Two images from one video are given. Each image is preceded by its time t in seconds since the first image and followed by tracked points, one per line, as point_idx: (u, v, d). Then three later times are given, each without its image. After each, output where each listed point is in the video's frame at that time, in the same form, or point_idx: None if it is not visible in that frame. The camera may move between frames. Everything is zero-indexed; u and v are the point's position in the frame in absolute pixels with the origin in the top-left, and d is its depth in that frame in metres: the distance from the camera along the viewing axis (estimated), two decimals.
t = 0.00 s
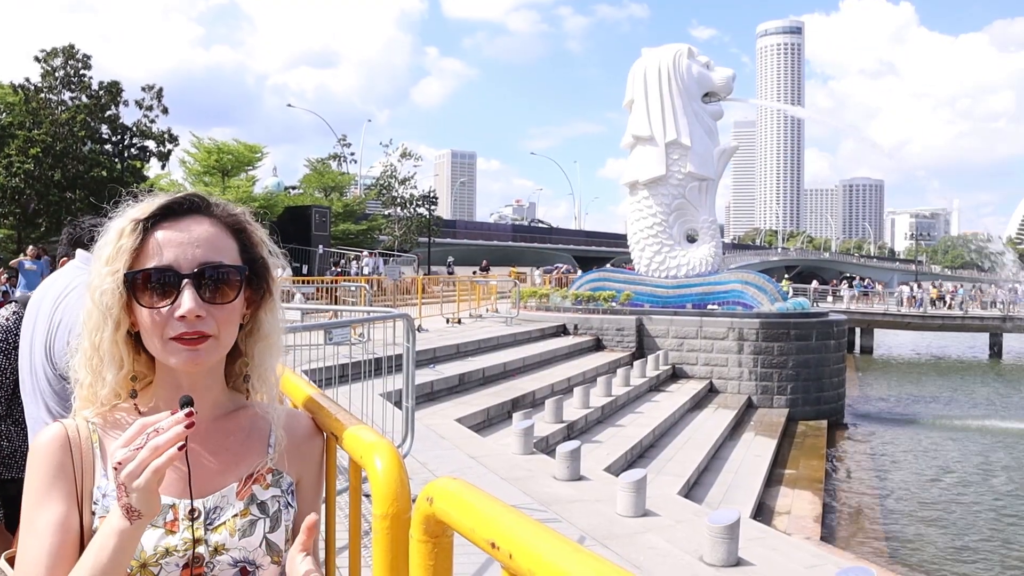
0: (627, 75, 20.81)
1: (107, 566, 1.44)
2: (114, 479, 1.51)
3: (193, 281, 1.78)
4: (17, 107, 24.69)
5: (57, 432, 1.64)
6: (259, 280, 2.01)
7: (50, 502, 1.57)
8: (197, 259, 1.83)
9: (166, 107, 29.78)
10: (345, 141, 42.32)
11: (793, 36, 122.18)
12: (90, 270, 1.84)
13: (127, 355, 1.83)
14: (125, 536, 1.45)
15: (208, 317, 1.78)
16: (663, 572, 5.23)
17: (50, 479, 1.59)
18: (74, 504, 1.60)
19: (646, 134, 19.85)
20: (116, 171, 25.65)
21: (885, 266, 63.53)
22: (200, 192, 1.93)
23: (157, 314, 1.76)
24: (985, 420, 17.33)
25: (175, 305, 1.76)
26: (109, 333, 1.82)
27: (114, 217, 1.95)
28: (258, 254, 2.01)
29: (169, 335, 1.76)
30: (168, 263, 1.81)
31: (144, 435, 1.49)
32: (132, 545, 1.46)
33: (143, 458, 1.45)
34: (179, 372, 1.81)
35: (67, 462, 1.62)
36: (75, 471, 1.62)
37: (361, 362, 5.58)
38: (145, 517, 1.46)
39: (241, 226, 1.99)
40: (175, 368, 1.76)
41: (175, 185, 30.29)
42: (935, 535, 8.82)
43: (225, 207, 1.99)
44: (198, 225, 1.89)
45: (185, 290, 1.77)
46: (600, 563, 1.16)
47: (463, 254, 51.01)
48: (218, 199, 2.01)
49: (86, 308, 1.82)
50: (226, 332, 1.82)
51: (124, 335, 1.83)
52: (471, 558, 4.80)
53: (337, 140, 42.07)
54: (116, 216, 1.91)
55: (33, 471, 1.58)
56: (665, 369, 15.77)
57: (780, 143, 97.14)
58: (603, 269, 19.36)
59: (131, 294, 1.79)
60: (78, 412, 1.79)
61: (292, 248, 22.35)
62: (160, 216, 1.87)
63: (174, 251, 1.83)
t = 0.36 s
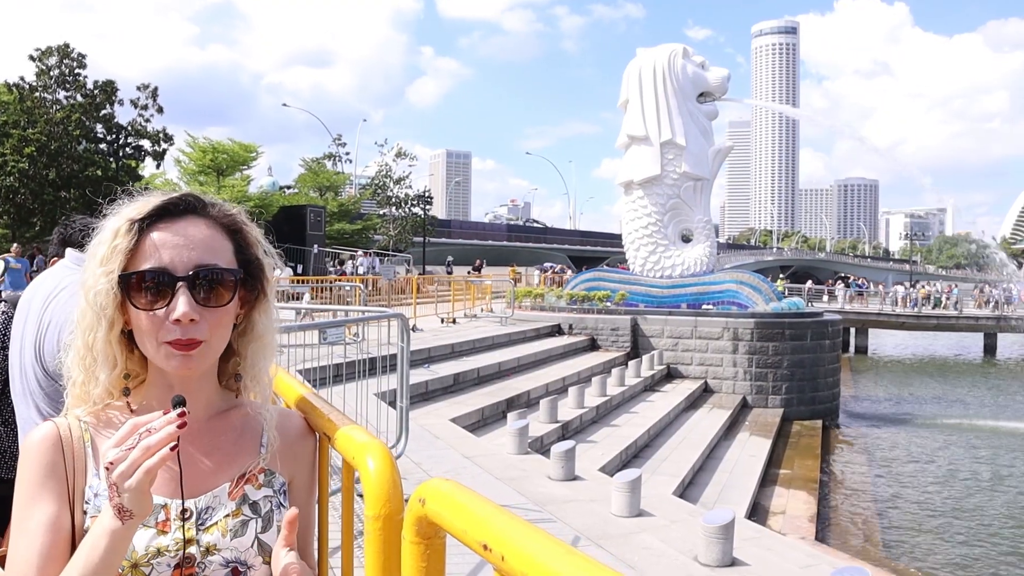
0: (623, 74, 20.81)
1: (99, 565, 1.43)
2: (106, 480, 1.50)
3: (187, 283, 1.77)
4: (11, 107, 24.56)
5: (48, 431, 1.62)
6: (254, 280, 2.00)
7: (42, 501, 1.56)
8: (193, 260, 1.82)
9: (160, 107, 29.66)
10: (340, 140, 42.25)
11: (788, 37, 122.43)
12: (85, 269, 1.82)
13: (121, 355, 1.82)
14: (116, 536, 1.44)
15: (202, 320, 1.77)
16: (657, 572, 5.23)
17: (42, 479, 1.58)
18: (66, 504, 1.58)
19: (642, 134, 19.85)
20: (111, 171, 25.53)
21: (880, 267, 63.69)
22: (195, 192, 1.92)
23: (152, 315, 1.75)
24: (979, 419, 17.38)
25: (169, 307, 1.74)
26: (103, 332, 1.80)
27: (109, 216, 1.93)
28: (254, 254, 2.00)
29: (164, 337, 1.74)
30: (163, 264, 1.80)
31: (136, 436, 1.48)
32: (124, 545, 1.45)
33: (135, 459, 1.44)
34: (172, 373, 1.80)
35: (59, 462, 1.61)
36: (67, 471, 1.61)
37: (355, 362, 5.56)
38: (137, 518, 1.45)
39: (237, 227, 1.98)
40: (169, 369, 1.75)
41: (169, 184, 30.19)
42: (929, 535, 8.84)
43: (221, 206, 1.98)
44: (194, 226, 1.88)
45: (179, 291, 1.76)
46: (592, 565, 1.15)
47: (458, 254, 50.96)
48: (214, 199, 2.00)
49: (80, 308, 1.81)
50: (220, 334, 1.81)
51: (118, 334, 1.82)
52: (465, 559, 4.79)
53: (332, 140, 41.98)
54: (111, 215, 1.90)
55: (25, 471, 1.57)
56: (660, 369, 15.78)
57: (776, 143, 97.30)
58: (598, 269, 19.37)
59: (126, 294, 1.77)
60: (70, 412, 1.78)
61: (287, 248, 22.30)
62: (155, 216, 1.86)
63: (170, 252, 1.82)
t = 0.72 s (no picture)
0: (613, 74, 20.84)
1: (82, 567, 1.42)
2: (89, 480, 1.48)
3: (175, 282, 1.76)
4: None
5: (33, 432, 1.61)
6: (241, 280, 1.98)
7: (26, 503, 1.54)
8: (180, 259, 1.81)
9: (150, 105, 29.47)
10: (331, 140, 42.14)
11: (778, 38, 122.98)
12: (70, 268, 1.80)
13: (107, 355, 1.80)
14: (101, 537, 1.43)
15: (189, 319, 1.75)
16: (648, 572, 5.23)
17: (26, 479, 1.56)
18: (50, 504, 1.57)
19: (632, 134, 19.89)
20: (99, 169, 25.34)
21: (869, 267, 64.05)
22: (183, 191, 1.90)
23: (139, 313, 1.74)
24: (966, 418, 17.51)
25: (157, 306, 1.73)
26: (89, 331, 1.79)
27: (95, 214, 1.91)
28: (242, 254, 1.99)
29: (150, 337, 1.73)
30: (150, 263, 1.79)
31: (121, 436, 1.46)
32: (108, 546, 1.44)
33: (119, 458, 1.42)
34: (158, 373, 1.79)
35: (44, 464, 1.59)
36: (51, 472, 1.60)
37: (345, 362, 5.54)
38: (120, 519, 1.44)
39: (224, 226, 1.97)
40: (156, 369, 1.74)
41: (158, 183, 30.00)
42: (918, 534, 8.88)
43: (208, 206, 1.96)
44: (182, 225, 1.87)
45: (166, 290, 1.74)
46: (578, 563, 1.16)
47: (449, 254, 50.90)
48: (202, 198, 1.98)
49: (65, 307, 1.79)
50: (207, 333, 1.80)
51: (105, 334, 1.80)
52: (456, 560, 4.77)
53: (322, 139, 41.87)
54: (97, 214, 1.88)
55: (8, 471, 1.55)
56: (650, 368, 15.80)
57: (766, 144, 97.68)
58: (589, 268, 19.39)
59: (112, 293, 1.76)
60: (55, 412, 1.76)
61: (277, 247, 22.21)
62: (142, 214, 1.85)
63: (158, 252, 1.81)
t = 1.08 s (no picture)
0: (609, 74, 20.85)
1: (72, 567, 1.40)
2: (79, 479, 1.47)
3: (167, 281, 1.74)
4: None
5: (24, 432, 1.60)
6: (235, 280, 1.97)
7: (17, 503, 1.53)
8: (173, 258, 1.79)
9: (144, 103, 29.37)
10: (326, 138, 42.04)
11: (774, 37, 123.09)
12: (63, 266, 1.78)
13: (100, 354, 1.78)
14: (91, 536, 1.42)
15: (183, 317, 1.74)
16: (642, 571, 5.23)
17: (17, 477, 1.54)
18: (41, 506, 1.55)
19: (627, 133, 19.90)
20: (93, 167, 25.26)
21: (863, 266, 64.28)
22: (177, 191, 1.89)
23: (131, 313, 1.72)
24: (960, 418, 17.55)
25: (149, 305, 1.72)
26: (82, 330, 1.77)
27: (88, 213, 1.90)
28: (235, 254, 1.97)
29: (143, 335, 1.72)
30: (143, 262, 1.77)
31: (110, 434, 1.45)
32: (98, 545, 1.42)
33: (108, 459, 1.41)
34: (151, 373, 1.77)
35: (35, 464, 1.57)
36: (42, 472, 1.58)
37: (340, 361, 5.53)
38: (111, 517, 1.42)
39: (218, 226, 1.95)
40: (149, 368, 1.73)
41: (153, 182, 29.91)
42: (911, 534, 8.93)
43: (202, 205, 1.95)
44: (176, 224, 1.85)
45: (159, 288, 1.73)
46: (570, 564, 1.15)
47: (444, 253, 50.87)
48: (196, 198, 1.97)
49: (58, 306, 1.77)
50: (201, 333, 1.78)
51: (97, 333, 1.78)
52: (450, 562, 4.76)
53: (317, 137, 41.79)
54: (89, 214, 1.86)
55: None
56: (645, 368, 15.83)
57: (761, 143, 97.83)
58: (584, 268, 19.41)
59: (105, 291, 1.74)
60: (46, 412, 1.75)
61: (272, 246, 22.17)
62: (136, 213, 1.83)
63: (151, 250, 1.79)
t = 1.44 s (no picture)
0: (606, 74, 20.86)
1: (66, 567, 1.40)
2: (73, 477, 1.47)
3: (160, 266, 1.74)
4: None
5: (16, 427, 1.59)
6: (227, 274, 1.97)
7: (8, 498, 1.53)
8: (166, 243, 1.79)
9: (140, 102, 29.29)
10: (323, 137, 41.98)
11: (771, 38, 123.20)
12: (57, 260, 1.79)
13: (93, 348, 1.78)
14: (84, 533, 1.41)
15: (176, 300, 1.74)
16: (638, 570, 5.24)
17: (9, 473, 1.54)
18: (33, 502, 1.55)
19: (624, 133, 19.91)
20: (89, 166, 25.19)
21: (858, 267, 64.41)
22: (169, 186, 1.90)
23: (124, 302, 1.72)
24: (955, 418, 17.60)
25: (143, 289, 1.72)
26: (75, 322, 1.76)
27: (81, 210, 1.90)
28: (228, 249, 1.98)
29: (137, 325, 1.72)
30: (136, 248, 1.78)
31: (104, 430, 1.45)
32: (92, 544, 1.42)
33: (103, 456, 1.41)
34: (145, 365, 1.77)
35: (28, 461, 1.57)
36: (34, 468, 1.58)
37: (336, 361, 5.53)
38: (105, 516, 1.42)
39: (210, 221, 1.96)
40: (143, 360, 1.72)
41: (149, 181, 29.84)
42: (906, 534, 8.95)
43: (194, 201, 1.96)
44: (169, 215, 1.86)
45: (151, 275, 1.73)
46: (563, 565, 1.15)
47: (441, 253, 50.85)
48: (188, 195, 1.98)
49: (51, 301, 1.77)
50: (195, 321, 1.78)
51: (90, 328, 1.78)
52: (445, 562, 4.76)
53: (314, 137, 41.76)
54: (82, 210, 1.87)
55: None
56: (642, 368, 15.84)
57: (758, 144, 97.93)
58: (581, 268, 19.42)
59: (97, 282, 1.74)
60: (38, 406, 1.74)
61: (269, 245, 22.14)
62: (129, 205, 1.84)
63: (143, 238, 1.79)
